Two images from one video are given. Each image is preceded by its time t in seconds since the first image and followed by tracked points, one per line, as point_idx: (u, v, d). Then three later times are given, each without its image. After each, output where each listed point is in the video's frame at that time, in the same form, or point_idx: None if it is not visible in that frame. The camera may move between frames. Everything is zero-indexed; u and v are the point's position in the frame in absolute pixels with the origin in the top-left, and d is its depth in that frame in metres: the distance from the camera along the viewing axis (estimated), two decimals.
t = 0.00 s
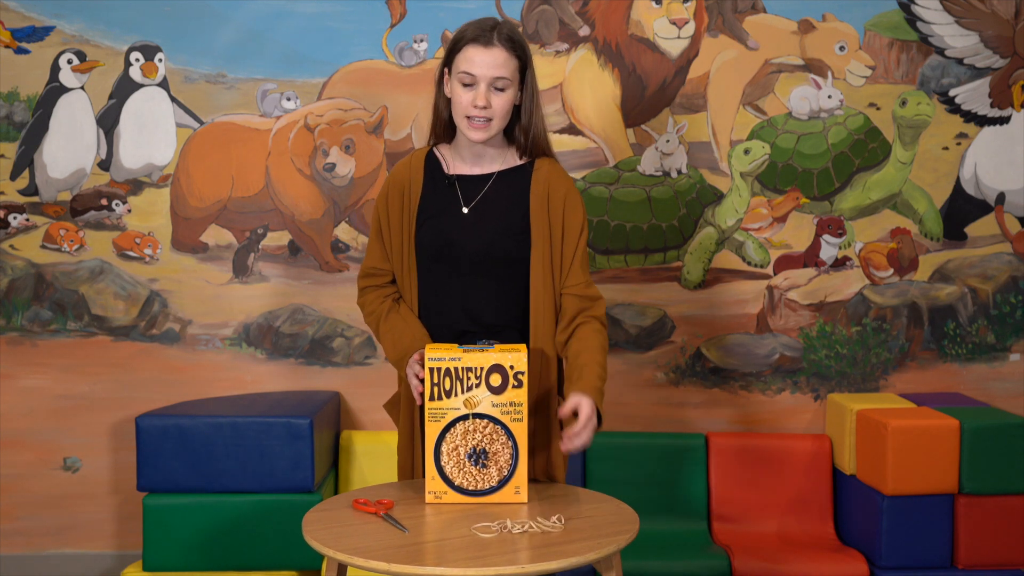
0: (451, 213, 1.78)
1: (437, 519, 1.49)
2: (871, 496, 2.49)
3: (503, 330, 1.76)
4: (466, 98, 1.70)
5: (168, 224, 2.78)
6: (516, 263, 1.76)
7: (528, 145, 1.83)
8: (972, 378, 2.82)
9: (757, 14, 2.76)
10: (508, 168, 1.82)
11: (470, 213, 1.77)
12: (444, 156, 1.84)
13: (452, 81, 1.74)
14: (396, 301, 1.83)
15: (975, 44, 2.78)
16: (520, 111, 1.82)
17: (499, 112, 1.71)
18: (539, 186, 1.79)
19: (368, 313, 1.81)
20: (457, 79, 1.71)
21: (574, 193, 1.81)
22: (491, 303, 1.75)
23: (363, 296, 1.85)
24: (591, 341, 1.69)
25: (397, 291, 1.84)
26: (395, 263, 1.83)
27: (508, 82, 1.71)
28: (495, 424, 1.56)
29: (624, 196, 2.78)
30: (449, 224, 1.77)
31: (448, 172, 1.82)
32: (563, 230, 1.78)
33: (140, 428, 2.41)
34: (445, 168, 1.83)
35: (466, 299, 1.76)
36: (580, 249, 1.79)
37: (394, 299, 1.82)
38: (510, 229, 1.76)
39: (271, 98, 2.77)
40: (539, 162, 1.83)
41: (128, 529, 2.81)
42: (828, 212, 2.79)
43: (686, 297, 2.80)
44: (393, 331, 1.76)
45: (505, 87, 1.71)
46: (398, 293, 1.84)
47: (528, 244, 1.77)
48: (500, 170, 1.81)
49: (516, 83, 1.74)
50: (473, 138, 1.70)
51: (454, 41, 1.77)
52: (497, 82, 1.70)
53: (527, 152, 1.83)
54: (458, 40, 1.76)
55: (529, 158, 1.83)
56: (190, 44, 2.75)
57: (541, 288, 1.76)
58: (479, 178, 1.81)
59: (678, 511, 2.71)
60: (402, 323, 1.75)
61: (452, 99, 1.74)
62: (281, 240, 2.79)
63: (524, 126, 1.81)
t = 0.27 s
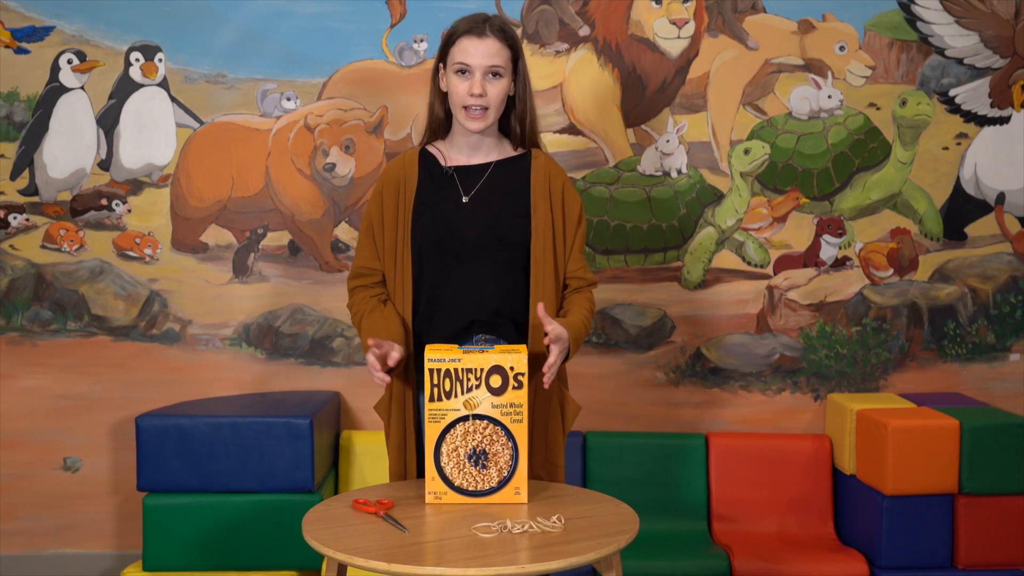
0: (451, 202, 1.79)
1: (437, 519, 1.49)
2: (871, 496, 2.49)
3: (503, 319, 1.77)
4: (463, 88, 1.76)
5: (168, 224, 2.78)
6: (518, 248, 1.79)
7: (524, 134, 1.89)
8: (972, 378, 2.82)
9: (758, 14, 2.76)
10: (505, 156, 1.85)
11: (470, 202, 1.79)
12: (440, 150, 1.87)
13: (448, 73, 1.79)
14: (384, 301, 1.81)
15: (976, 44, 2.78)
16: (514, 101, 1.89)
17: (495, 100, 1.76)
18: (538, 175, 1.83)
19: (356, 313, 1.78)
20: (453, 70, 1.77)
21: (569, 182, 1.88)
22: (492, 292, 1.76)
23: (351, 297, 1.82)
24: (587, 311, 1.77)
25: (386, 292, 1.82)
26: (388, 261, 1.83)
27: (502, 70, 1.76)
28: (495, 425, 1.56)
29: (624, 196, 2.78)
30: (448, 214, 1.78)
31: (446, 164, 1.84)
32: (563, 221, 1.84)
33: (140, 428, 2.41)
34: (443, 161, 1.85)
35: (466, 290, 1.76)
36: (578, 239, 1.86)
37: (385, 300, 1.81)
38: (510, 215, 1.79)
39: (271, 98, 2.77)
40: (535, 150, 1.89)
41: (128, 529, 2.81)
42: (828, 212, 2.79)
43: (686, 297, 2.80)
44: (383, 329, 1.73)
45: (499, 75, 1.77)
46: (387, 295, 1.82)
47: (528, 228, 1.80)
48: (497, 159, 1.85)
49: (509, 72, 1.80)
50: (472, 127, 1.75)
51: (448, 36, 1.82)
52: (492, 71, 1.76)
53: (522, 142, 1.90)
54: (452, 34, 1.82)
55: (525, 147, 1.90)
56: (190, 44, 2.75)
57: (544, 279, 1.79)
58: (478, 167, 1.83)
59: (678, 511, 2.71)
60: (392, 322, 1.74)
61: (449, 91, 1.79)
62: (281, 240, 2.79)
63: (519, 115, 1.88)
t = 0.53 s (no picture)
0: (447, 195, 1.81)
1: (438, 519, 1.49)
2: (871, 496, 2.49)
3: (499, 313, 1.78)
4: (457, 86, 1.76)
5: (168, 224, 2.78)
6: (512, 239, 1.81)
7: (515, 133, 1.93)
8: (972, 378, 2.82)
9: (758, 14, 2.76)
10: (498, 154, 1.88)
11: (465, 194, 1.80)
12: (433, 147, 1.89)
13: (442, 72, 1.79)
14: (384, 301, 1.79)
15: (976, 44, 2.78)
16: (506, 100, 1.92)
17: (489, 98, 1.77)
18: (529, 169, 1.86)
19: (353, 310, 1.76)
20: (447, 68, 1.77)
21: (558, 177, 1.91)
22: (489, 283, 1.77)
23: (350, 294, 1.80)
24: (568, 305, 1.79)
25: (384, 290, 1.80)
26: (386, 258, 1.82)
27: (495, 70, 1.77)
28: (495, 425, 1.56)
29: (624, 197, 2.78)
30: (444, 207, 1.80)
31: (439, 160, 1.86)
32: (554, 217, 1.87)
33: (141, 428, 2.41)
34: (437, 157, 1.86)
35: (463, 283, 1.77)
36: (569, 235, 1.88)
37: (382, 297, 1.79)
38: (504, 207, 1.82)
39: (271, 98, 2.77)
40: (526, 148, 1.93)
41: (128, 529, 2.81)
42: (828, 212, 2.79)
43: (686, 297, 2.80)
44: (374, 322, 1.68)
45: (493, 74, 1.77)
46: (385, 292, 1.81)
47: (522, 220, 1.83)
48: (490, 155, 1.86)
49: (502, 71, 1.80)
50: (465, 123, 1.76)
51: (441, 36, 1.82)
52: (486, 70, 1.76)
53: (513, 141, 1.93)
54: (445, 35, 1.81)
55: (515, 145, 1.93)
56: (190, 44, 2.75)
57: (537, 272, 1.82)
58: (471, 162, 1.85)
59: (678, 511, 2.71)
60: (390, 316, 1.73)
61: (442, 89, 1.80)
62: (281, 240, 2.79)
63: (510, 115, 1.92)
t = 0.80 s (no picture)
0: (445, 194, 1.81)
1: (438, 519, 1.49)
2: (871, 496, 2.49)
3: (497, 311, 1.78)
4: (455, 85, 1.77)
5: (168, 224, 2.79)
6: (510, 237, 1.81)
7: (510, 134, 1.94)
8: (972, 378, 2.82)
9: (758, 14, 2.76)
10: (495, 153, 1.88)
11: (463, 192, 1.81)
12: (431, 148, 1.89)
13: (439, 72, 1.80)
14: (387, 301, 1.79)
15: (976, 44, 2.78)
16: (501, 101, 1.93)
17: (486, 97, 1.78)
18: (526, 168, 1.86)
19: (354, 310, 1.76)
20: (444, 68, 1.78)
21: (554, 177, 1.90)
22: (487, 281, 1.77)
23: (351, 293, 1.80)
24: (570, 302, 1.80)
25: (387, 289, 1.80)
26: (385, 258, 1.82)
27: (492, 69, 1.78)
28: (493, 425, 1.55)
29: (624, 197, 2.78)
30: (442, 205, 1.80)
31: (438, 160, 1.85)
32: (553, 215, 1.87)
33: (140, 428, 2.41)
34: (435, 158, 1.86)
35: (462, 280, 1.77)
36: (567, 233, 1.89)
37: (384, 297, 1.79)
38: (502, 205, 1.82)
39: (271, 98, 2.77)
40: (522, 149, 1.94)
41: (128, 529, 2.81)
42: (828, 212, 2.79)
43: (686, 297, 2.80)
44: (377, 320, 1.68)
45: (490, 74, 1.78)
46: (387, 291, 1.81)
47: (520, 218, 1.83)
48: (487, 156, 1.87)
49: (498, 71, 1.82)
50: (463, 122, 1.76)
51: (437, 38, 1.83)
52: (483, 69, 1.77)
53: (509, 143, 1.95)
54: (441, 36, 1.83)
55: (511, 146, 1.95)
56: (190, 44, 2.75)
57: (536, 270, 1.83)
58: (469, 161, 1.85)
59: (678, 511, 2.71)
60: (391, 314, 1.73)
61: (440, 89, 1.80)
62: (281, 240, 2.79)
63: (506, 117, 1.93)
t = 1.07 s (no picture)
0: (443, 194, 1.81)
1: (438, 519, 1.49)
2: (871, 496, 2.49)
3: (497, 311, 1.78)
4: (451, 89, 1.78)
5: (168, 224, 2.79)
6: (509, 236, 1.81)
7: (509, 135, 1.95)
8: (972, 378, 2.82)
9: (758, 14, 2.76)
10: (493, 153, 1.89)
11: (462, 191, 1.81)
12: (430, 148, 1.89)
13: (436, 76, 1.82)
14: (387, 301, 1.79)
15: (975, 44, 2.78)
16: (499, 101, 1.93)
17: (482, 100, 1.79)
18: (525, 167, 1.86)
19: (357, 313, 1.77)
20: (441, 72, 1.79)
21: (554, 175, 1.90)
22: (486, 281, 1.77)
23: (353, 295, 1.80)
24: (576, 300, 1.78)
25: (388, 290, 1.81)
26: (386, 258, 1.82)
27: (488, 72, 1.79)
28: (495, 425, 1.56)
29: (624, 197, 2.78)
30: (441, 205, 1.80)
31: (437, 160, 1.86)
32: (554, 214, 1.87)
33: (140, 428, 2.41)
34: (434, 158, 1.87)
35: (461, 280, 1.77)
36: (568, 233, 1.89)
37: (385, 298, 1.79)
38: (501, 204, 1.82)
39: (271, 98, 2.77)
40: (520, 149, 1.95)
41: (128, 529, 2.81)
42: (828, 212, 2.79)
43: (686, 297, 2.80)
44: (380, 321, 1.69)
45: (485, 77, 1.79)
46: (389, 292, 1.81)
47: (519, 217, 1.82)
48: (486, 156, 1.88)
49: (494, 74, 1.83)
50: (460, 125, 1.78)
51: (434, 41, 1.85)
52: (478, 73, 1.78)
53: (507, 142, 1.95)
54: (438, 40, 1.84)
55: (509, 146, 1.95)
56: (190, 44, 2.75)
57: (537, 268, 1.82)
58: (468, 161, 1.86)
59: (678, 511, 2.71)
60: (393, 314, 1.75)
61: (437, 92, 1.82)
62: (281, 240, 2.79)
63: (503, 117, 1.93)
